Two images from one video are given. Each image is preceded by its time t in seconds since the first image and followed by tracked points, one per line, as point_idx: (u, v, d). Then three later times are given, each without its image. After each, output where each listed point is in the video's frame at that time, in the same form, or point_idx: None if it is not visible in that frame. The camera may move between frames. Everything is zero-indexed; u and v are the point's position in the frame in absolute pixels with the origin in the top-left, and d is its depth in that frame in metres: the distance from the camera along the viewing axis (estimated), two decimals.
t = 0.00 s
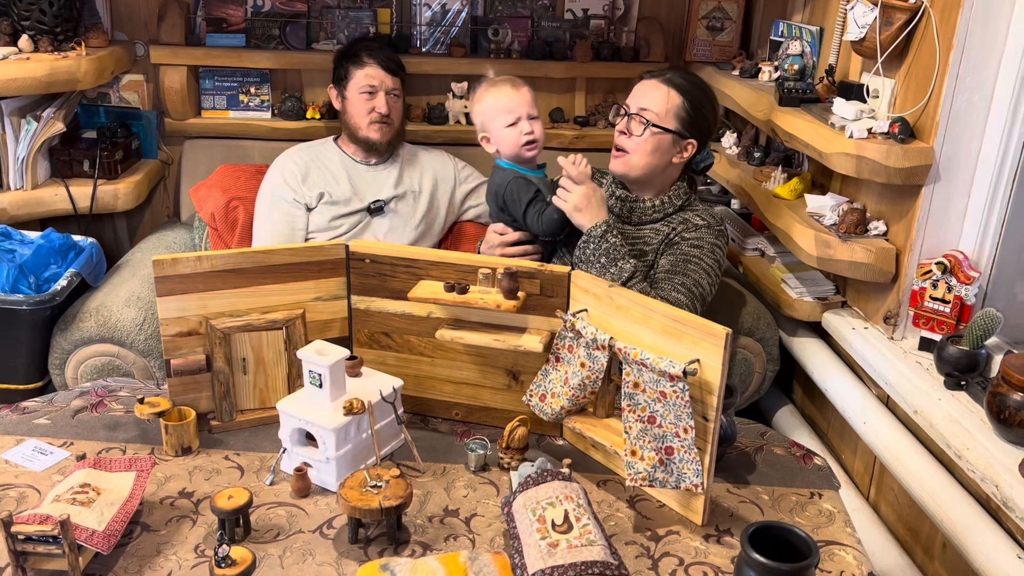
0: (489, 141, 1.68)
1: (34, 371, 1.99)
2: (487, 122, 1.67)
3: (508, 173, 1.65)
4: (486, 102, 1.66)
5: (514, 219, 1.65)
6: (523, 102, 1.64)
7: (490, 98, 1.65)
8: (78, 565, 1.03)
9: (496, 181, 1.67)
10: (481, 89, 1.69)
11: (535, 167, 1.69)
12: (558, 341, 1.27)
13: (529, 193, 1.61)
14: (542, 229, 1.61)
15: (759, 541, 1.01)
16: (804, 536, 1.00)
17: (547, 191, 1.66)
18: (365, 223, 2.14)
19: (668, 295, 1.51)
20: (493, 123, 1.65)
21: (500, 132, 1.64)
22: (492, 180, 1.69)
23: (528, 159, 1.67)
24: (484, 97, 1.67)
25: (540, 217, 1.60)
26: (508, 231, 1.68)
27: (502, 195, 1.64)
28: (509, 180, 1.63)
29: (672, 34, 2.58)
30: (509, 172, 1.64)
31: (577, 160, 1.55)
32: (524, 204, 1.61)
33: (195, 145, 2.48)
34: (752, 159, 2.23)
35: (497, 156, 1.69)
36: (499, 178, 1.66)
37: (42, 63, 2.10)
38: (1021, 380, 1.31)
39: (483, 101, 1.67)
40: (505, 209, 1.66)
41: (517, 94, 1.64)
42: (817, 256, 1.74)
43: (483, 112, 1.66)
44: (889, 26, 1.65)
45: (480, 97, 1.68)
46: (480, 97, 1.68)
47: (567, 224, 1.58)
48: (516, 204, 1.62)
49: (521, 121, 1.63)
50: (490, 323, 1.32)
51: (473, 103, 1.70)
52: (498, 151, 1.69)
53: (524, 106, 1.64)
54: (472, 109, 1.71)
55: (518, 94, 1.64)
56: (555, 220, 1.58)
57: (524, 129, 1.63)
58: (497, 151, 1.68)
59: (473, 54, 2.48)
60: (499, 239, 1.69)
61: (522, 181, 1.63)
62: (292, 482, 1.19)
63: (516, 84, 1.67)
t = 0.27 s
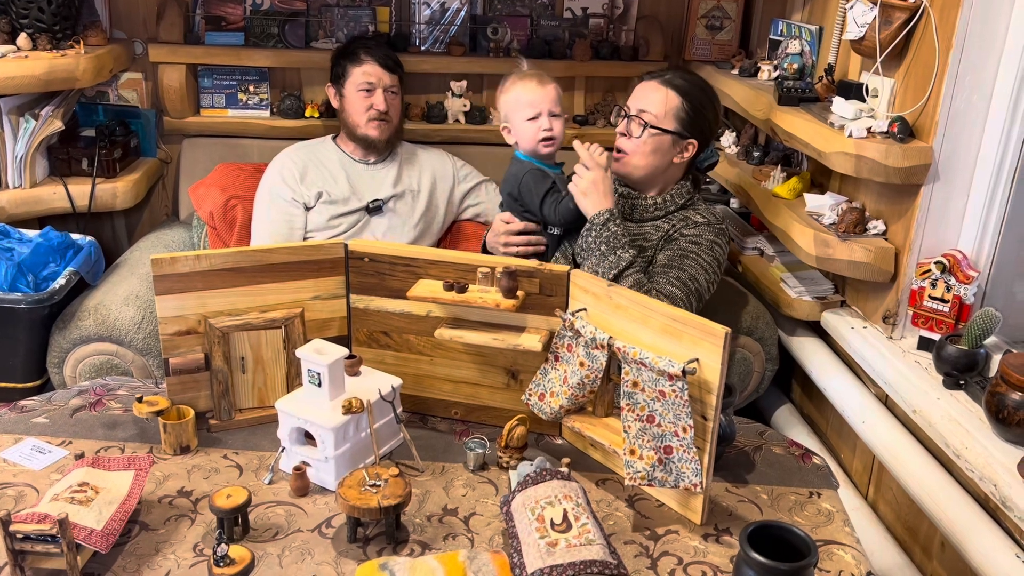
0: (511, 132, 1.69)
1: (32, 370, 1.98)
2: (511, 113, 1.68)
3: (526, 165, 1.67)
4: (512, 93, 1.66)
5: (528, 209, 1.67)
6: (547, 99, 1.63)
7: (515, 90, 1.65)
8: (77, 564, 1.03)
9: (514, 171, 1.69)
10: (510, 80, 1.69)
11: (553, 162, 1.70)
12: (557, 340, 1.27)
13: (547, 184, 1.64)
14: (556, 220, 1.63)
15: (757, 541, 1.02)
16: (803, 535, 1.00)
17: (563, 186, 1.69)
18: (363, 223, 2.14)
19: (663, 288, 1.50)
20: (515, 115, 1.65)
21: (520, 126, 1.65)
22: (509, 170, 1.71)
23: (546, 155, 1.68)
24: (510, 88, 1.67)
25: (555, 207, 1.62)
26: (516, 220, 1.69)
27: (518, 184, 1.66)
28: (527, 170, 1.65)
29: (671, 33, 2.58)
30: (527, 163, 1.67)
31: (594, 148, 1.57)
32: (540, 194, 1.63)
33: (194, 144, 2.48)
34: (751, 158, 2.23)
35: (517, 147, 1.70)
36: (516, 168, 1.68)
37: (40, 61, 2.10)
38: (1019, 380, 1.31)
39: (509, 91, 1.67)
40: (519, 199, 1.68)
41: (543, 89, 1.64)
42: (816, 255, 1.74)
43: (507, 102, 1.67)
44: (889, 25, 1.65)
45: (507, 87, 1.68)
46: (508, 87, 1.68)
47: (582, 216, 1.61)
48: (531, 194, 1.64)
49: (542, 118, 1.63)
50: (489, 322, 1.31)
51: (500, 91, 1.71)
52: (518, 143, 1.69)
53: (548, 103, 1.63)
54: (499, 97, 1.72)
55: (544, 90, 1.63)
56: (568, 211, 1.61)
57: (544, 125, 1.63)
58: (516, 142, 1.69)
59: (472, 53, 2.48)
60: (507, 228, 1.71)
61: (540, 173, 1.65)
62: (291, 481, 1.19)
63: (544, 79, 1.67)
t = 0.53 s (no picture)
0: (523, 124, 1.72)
1: (30, 369, 1.98)
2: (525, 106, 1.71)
3: (535, 160, 1.70)
4: (529, 86, 1.68)
5: (533, 204, 1.69)
6: (564, 94, 1.66)
7: (532, 83, 1.67)
8: (74, 564, 1.03)
9: (521, 165, 1.72)
10: (527, 73, 1.71)
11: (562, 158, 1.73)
12: (555, 340, 1.26)
13: (554, 179, 1.66)
14: (561, 215, 1.65)
15: (755, 540, 1.01)
16: (801, 535, 1.00)
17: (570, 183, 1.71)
18: (362, 223, 2.13)
19: (663, 285, 1.50)
20: (530, 108, 1.68)
21: (535, 119, 1.67)
22: (517, 165, 1.74)
23: (557, 150, 1.71)
24: (527, 81, 1.69)
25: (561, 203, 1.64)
26: (520, 213, 1.70)
27: (525, 179, 1.69)
28: (535, 165, 1.68)
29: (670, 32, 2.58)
30: (535, 159, 1.69)
31: (602, 143, 1.62)
32: (547, 189, 1.66)
33: (191, 143, 2.47)
34: (750, 157, 2.24)
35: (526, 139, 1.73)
36: (524, 163, 1.71)
37: (38, 59, 2.09)
38: (1018, 379, 1.31)
39: (526, 84, 1.69)
40: (525, 193, 1.70)
41: (560, 85, 1.67)
42: (815, 254, 1.74)
43: (522, 95, 1.69)
44: (887, 25, 1.65)
45: (523, 80, 1.71)
46: (524, 79, 1.71)
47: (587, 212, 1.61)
48: (538, 189, 1.67)
49: (557, 112, 1.66)
50: (488, 321, 1.31)
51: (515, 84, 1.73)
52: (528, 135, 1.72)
53: (564, 98, 1.66)
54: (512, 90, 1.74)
55: (561, 86, 1.66)
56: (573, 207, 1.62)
57: (558, 121, 1.66)
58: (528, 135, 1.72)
59: (471, 52, 2.48)
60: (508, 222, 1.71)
61: (547, 169, 1.68)
62: (289, 481, 1.19)
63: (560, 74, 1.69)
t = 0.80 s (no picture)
0: (531, 121, 1.72)
1: (27, 368, 1.98)
2: (535, 103, 1.71)
3: (540, 157, 1.69)
4: (540, 84, 1.69)
5: (536, 200, 1.69)
6: (577, 94, 1.69)
7: (546, 81, 1.68)
8: (71, 565, 1.02)
9: (526, 161, 1.72)
10: (536, 71, 1.72)
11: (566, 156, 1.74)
12: (553, 339, 1.26)
13: (558, 176, 1.66)
14: (564, 212, 1.64)
15: (754, 541, 1.01)
16: (800, 535, 0.99)
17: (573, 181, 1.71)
18: (362, 224, 2.13)
19: (660, 283, 1.50)
20: (543, 106, 1.69)
21: (547, 117, 1.69)
22: (522, 161, 1.73)
23: (564, 148, 1.72)
24: (538, 79, 1.70)
25: (564, 199, 1.64)
26: (522, 209, 1.69)
27: (529, 175, 1.69)
28: (539, 162, 1.68)
29: (668, 31, 2.57)
30: (540, 156, 1.69)
31: (604, 140, 1.62)
32: (550, 186, 1.65)
33: (189, 142, 2.47)
34: (748, 156, 2.23)
35: (532, 136, 1.73)
36: (529, 159, 1.71)
37: (35, 58, 2.08)
38: (1017, 379, 1.31)
39: (537, 82, 1.70)
40: (528, 189, 1.70)
41: (571, 85, 1.69)
42: (813, 254, 1.74)
43: (534, 92, 1.70)
44: (886, 24, 1.64)
45: (532, 78, 1.72)
46: (534, 77, 1.71)
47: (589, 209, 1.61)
48: (542, 185, 1.67)
49: (571, 112, 1.68)
50: (486, 321, 1.31)
51: (523, 82, 1.73)
52: (536, 132, 1.72)
53: (576, 98, 1.69)
54: (520, 87, 1.74)
55: (574, 85, 1.69)
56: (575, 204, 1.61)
57: (573, 121, 1.68)
58: (535, 132, 1.72)
59: (469, 50, 2.47)
60: (510, 217, 1.71)
61: (551, 166, 1.68)
62: (287, 481, 1.19)
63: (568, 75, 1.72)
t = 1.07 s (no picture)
0: (531, 120, 1.72)
1: (23, 369, 1.97)
2: (535, 102, 1.71)
3: (540, 156, 1.69)
4: (540, 83, 1.69)
5: (536, 198, 1.68)
6: (577, 93, 1.68)
7: (545, 80, 1.68)
8: (66, 568, 1.02)
9: (525, 160, 1.71)
10: (535, 70, 1.72)
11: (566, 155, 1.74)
12: (551, 340, 1.26)
13: (558, 174, 1.66)
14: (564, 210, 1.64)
15: (753, 542, 1.01)
16: (799, 536, 0.99)
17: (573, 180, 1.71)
18: (359, 223, 2.13)
19: (658, 281, 1.50)
20: (543, 105, 1.68)
21: (547, 117, 1.68)
22: (522, 159, 1.73)
23: (564, 148, 1.72)
24: (537, 78, 1.70)
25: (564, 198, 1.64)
26: (522, 207, 1.69)
27: (529, 174, 1.69)
28: (539, 160, 1.67)
29: (666, 30, 2.57)
30: (540, 154, 1.69)
31: (604, 137, 1.62)
32: (551, 184, 1.65)
33: (185, 141, 2.46)
34: (747, 155, 2.23)
35: (532, 136, 1.73)
36: (529, 157, 1.71)
37: (31, 56, 2.07)
38: (1016, 379, 1.31)
39: (536, 81, 1.70)
40: (529, 188, 1.70)
41: (571, 84, 1.69)
42: (812, 253, 1.74)
43: (534, 91, 1.69)
44: (885, 22, 1.64)
45: (532, 77, 1.71)
46: (533, 76, 1.71)
47: (589, 208, 1.60)
48: (542, 184, 1.66)
49: (571, 111, 1.68)
50: (483, 321, 1.30)
51: (523, 81, 1.73)
52: (535, 132, 1.72)
53: (576, 98, 1.69)
54: (520, 86, 1.73)
55: (574, 85, 1.68)
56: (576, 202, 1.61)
57: (572, 121, 1.68)
58: (535, 131, 1.72)
59: (466, 49, 2.47)
60: (509, 214, 1.69)
61: (551, 165, 1.68)
62: (284, 482, 1.18)
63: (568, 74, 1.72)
